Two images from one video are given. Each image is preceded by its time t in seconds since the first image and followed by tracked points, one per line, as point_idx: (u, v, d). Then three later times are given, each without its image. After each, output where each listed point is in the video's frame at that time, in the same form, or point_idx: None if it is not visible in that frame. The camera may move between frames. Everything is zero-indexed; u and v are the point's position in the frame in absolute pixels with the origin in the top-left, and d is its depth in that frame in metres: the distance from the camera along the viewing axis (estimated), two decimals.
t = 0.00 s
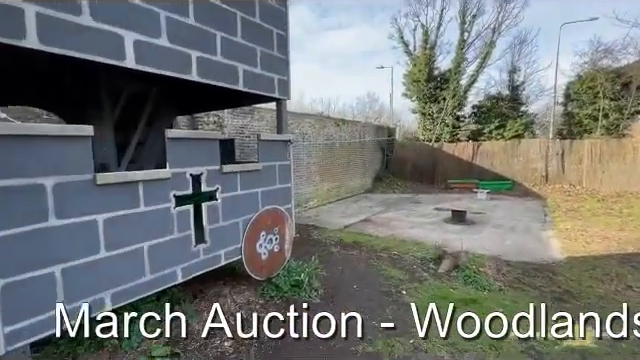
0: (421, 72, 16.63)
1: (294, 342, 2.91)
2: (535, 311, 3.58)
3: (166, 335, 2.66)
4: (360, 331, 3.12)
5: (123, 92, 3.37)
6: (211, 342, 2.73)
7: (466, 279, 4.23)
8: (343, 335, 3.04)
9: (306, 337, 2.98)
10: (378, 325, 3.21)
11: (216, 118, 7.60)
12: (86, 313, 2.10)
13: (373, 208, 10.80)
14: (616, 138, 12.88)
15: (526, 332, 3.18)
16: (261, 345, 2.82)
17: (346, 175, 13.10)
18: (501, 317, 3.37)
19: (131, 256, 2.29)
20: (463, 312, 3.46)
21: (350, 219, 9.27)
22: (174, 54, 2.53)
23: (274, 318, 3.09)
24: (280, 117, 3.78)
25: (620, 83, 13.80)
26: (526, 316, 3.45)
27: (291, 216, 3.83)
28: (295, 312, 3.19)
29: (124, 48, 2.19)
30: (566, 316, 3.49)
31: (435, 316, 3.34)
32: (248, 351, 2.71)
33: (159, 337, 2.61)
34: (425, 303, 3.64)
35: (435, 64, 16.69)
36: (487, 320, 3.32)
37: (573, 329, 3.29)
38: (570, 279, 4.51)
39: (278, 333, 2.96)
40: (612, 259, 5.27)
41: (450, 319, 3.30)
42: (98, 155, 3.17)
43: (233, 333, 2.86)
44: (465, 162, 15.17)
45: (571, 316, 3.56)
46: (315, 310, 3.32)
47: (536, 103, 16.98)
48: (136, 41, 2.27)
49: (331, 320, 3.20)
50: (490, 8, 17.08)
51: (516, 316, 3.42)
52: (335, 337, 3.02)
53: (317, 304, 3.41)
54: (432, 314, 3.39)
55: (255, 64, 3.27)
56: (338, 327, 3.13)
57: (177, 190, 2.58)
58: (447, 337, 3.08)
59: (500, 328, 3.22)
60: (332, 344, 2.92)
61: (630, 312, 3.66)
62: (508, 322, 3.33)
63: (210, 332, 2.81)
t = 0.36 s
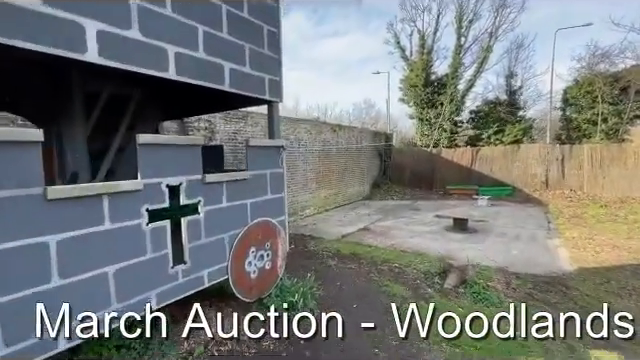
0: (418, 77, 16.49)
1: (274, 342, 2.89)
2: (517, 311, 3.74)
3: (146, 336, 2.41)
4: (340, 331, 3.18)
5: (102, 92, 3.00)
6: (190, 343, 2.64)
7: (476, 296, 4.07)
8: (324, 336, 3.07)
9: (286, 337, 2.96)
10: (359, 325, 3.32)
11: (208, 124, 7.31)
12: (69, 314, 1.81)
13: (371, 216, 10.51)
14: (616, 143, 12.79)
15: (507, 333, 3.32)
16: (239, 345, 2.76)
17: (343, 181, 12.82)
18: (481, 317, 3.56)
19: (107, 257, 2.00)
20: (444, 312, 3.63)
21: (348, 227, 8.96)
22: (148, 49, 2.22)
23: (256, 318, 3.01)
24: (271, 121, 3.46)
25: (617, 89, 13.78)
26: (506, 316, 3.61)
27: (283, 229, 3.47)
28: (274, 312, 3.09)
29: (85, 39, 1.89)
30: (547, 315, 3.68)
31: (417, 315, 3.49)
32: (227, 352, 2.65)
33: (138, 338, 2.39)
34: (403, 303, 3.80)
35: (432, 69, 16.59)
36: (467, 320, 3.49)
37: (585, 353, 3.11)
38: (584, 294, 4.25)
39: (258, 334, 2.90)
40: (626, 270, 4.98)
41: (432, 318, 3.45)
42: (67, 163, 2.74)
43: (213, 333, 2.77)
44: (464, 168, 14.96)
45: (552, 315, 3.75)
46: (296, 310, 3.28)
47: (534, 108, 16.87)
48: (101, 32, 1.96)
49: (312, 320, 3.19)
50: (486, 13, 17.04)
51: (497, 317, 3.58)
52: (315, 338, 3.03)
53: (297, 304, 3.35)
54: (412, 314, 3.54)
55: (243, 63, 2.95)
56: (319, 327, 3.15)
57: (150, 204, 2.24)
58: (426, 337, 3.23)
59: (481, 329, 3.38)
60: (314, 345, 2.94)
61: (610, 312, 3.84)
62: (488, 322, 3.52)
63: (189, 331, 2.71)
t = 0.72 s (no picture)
0: (406, 83, 16.61)
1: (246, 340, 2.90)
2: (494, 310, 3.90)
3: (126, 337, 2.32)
4: (322, 330, 3.31)
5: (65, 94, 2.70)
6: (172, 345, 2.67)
7: (471, 311, 3.89)
8: (305, 336, 3.14)
9: (266, 337, 2.93)
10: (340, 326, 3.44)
11: (189, 129, 6.97)
12: (50, 313, 1.67)
13: (360, 223, 10.31)
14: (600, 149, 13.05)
15: (487, 333, 3.43)
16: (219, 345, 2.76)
17: (332, 187, 12.60)
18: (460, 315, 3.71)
19: (77, 263, 1.79)
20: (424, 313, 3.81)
21: (337, 236, 8.71)
22: (105, 43, 1.93)
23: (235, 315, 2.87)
24: (252, 127, 3.20)
25: (599, 95, 14.38)
26: (486, 316, 3.72)
27: (266, 244, 3.19)
28: (253, 312, 2.94)
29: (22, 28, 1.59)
30: (526, 314, 3.81)
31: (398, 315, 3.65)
32: (205, 355, 2.64)
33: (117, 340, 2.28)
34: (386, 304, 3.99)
35: (420, 75, 16.73)
36: (448, 321, 3.63)
37: None
38: (580, 304, 4.11)
39: (237, 333, 2.85)
40: (619, 278, 4.87)
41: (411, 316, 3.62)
42: (20, 172, 2.40)
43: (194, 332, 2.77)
44: (452, 173, 14.98)
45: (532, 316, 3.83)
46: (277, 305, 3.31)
47: (520, 114, 17.04)
48: (43, 21, 1.66)
49: (292, 320, 3.15)
50: (472, 20, 17.29)
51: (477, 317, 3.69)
52: (296, 338, 3.07)
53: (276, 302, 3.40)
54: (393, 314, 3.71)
55: (220, 62, 2.70)
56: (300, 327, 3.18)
57: (105, 221, 1.93)
58: (407, 337, 3.35)
59: (461, 329, 3.49)
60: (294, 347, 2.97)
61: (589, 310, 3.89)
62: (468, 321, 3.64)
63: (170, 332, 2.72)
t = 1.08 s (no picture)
0: (384, 87, 16.94)
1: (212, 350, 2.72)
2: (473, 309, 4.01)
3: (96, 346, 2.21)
4: (301, 330, 3.51)
5: None
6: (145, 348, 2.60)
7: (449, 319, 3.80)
8: (284, 336, 3.31)
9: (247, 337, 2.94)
10: (320, 326, 3.64)
11: (157, 131, 6.64)
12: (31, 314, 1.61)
13: (339, 228, 10.15)
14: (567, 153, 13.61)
15: (468, 333, 3.48)
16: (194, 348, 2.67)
17: (310, 192, 12.40)
18: (441, 315, 3.78)
19: None
20: (405, 312, 3.93)
21: (315, 241, 8.48)
22: (27, 28, 1.64)
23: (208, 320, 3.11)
24: (216, 128, 2.89)
25: (566, 101, 14.98)
26: (466, 315, 3.80)
27: (231, 256, 2.89)
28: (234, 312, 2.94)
29: None
30: (506, 314, 3.87)
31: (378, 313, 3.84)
32: None
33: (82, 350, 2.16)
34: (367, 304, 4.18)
35: (397, 80, 17.09)
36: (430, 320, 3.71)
37: None
38: (555, 307, 4.12)
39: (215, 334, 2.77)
40: (591, 280, 4.94)
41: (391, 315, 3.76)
42: None
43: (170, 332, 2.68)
44: (430, 177, 15.15)
45: (514, 316, 3.88)
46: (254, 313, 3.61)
47: (493, 119, 17.55)
48: None
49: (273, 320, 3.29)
50: (447, 27, 17.68)
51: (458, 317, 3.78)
52: (277, 337, 3.24)
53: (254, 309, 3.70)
54: (374, 314, 3.89)
55: (176, 56, 2.41)
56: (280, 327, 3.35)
57: (24, 238, 1.60)
58: (387, 337, 3.46)
59: (442, 329, 3.56)
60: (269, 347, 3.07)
61: (569, 311, 3.94)
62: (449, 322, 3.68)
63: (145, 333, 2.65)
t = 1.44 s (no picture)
0: (358, 91, 17.37)
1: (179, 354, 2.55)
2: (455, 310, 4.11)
3: None
4: (282, 331, 3.67)
5: None
6: None
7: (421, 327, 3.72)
8: (265, 335, 3.57)
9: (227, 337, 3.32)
10: (301, 325, 3.79)
11: (117, 131, 6.22)
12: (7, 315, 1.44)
13: (313, 232, 10.02)
14: (529, 156, 14.44)
15: (449, 333, 3.57)
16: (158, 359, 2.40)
17: (284, 195, 12.19)
18: (421, 316, 3.86)
19: None
20: (386, 312, 4.00)
21: (287, 246, 8.31)
22: None
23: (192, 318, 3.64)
24: (173, 125, 2.57)
25: (526, 108, 15.86)
26: (447, 315, 3.91)
27: (189, 267, 2.58)
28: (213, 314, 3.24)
29: None
30: (487, 314, 3.95)
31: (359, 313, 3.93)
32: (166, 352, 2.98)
33: None
34: (348, 304, 4.29)
35: (371, 84, 17.56)
36: (411, 321, 3.80)
37: None
38: (519, 306, 4.23)
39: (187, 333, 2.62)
40: (552, 279, 5.14)
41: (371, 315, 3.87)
42: None
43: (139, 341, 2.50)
44: (402, 180, 15.45)
45: (494, 316, 3.95)
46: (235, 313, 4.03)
47: (461, 124, 18.23)
48: None
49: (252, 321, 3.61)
50: (418, 34, 18.21)
51: (438, 317, 3.87)
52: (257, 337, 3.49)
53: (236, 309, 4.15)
54: (354, 314, 3.98)
55: (126, 49, 2.04)
56: (260, 327, 3.66)
57: None
58: (368, 337, 3.55)
59: (421, 329, 3.66)
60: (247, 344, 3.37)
61: (551, 312, 4.01)
62: (429, 323, 3.77)
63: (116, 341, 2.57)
